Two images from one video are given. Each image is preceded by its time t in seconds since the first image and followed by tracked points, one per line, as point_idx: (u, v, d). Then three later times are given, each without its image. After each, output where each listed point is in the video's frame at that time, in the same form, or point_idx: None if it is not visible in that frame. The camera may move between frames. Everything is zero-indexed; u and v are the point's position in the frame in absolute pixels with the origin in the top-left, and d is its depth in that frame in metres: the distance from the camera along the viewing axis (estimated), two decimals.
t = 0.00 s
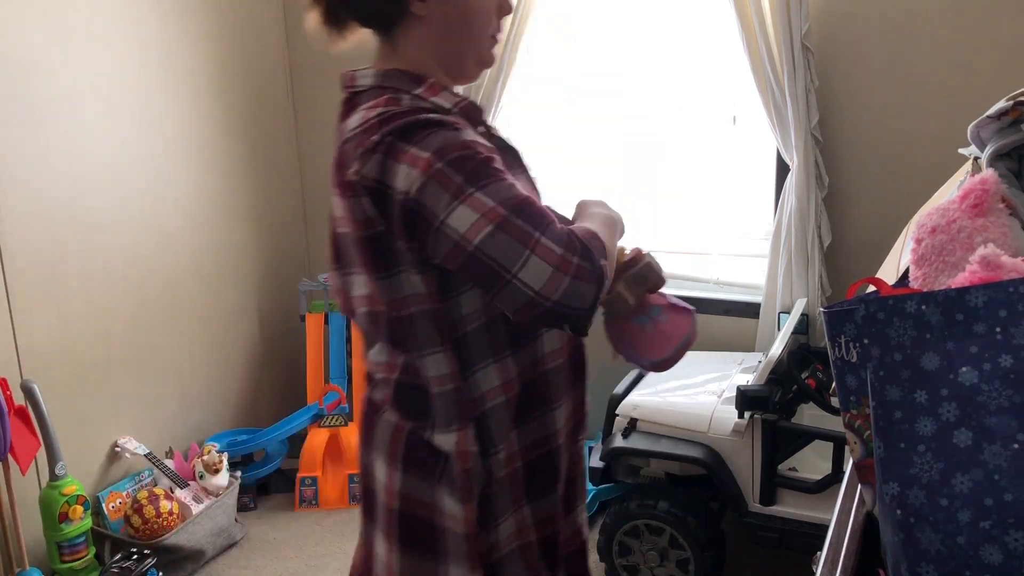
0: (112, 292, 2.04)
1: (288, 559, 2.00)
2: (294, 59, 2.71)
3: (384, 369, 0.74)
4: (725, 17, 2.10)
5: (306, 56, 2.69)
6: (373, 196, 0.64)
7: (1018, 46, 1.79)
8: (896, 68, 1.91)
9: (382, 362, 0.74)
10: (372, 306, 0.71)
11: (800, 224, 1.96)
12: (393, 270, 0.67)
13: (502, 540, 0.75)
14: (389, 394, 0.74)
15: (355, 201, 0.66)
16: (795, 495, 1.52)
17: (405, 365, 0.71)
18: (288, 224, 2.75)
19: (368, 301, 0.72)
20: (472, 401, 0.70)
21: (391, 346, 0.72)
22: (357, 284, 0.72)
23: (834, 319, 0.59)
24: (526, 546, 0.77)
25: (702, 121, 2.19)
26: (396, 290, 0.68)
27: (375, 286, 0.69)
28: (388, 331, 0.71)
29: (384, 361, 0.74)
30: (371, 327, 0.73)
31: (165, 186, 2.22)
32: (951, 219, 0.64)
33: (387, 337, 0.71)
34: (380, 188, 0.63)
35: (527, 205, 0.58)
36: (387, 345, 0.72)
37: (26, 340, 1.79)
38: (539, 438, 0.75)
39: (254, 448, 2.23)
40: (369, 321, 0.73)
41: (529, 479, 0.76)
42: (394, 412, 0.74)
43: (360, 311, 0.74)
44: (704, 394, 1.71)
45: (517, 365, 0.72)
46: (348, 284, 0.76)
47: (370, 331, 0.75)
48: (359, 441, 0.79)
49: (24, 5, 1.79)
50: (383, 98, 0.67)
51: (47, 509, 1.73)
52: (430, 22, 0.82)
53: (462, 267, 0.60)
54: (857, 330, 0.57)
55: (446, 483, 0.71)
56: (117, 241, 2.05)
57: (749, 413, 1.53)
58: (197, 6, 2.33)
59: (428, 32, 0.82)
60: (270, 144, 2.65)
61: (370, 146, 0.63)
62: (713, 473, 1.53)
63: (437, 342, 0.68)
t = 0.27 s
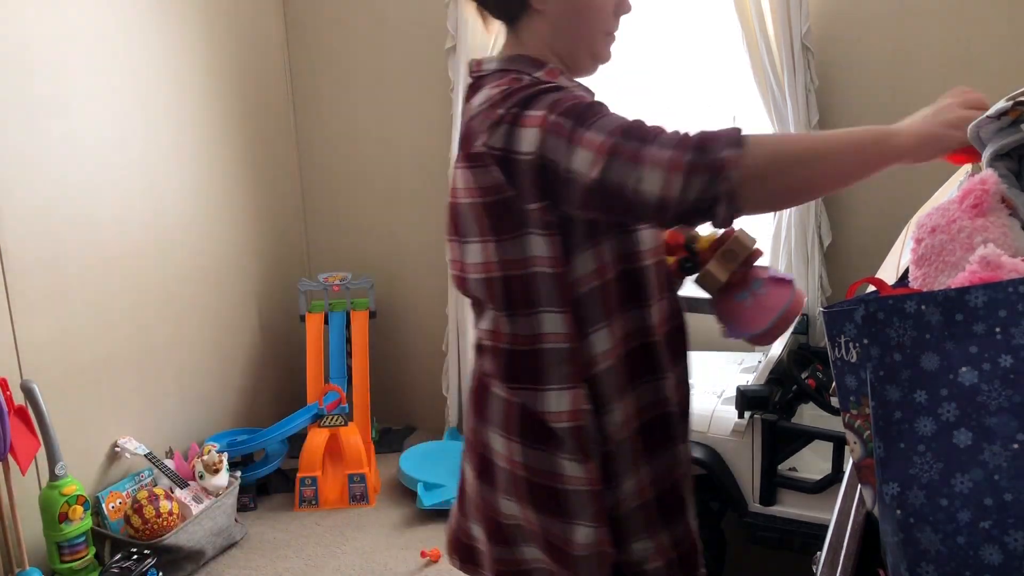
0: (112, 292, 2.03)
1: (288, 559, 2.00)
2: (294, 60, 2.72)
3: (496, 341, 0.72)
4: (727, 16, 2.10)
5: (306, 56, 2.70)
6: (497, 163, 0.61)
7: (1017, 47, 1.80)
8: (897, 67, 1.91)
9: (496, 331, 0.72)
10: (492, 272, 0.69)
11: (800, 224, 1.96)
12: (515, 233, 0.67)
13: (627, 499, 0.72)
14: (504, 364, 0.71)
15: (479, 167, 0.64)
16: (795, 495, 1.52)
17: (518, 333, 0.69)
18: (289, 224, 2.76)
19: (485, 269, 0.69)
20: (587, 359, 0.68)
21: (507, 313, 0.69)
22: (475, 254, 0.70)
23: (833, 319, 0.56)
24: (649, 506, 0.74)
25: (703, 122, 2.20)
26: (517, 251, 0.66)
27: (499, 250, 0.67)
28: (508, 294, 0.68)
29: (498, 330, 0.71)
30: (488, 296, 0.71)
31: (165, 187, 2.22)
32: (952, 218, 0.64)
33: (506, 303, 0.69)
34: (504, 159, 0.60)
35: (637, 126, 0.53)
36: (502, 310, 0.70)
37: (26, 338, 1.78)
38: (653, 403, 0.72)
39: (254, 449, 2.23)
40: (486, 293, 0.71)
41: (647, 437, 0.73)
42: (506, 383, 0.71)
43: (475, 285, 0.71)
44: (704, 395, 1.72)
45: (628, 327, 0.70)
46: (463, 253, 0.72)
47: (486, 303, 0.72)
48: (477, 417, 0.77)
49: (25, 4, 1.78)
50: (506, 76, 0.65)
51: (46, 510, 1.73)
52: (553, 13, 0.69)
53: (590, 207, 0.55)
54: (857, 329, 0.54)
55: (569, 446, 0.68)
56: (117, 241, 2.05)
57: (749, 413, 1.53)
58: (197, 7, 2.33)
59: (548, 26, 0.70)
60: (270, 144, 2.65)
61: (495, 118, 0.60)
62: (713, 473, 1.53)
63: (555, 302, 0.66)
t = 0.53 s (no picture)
0: (111, 291, 2.03)
1: (287, 559, 2.00)
2: (294, 59, 2.72)
3: (602, 340, 0.73)
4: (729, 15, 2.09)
5: (306, 56, 2.71)
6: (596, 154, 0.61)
7: (1018, 48, 1.80)
8: (896, 68, 1.91)
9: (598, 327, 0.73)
10: (595, 270, 0.70)
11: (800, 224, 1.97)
12: (613, 226, 0.68)
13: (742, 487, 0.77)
14: (614, 364, 0.73)
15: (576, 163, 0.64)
16: (795, 495, 1.52)
17: (633, 332, 0.71)
18: (289, 224, 2.76)
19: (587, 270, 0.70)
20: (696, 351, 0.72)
21: (613, 307, 0.71)
22: (573, 252, 0.70)
23: (837, 317, 0.54)
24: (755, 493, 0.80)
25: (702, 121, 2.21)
26: (616, 243, 0.69)
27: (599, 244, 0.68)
28: (617, 289, 0.70)
29: (603, 325, 0.72)
30: (588, 292, 0.72)
31: (164, 186, 2.22)
32: (956, 218, 0.62)
33: (610, 295, 0.70)
34: (604, 149, 0.60)
35: (720, 96, 0.52)
36: (607, 303, 0.71)
37: (26, 337, 1.78)
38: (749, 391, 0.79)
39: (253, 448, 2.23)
40: (587, 292, 0.72)
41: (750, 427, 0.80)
42: (624, 385, 0.74)
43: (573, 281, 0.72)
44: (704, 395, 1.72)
45: (728, 318, 0.76)
46: (554, 255, 0.72)
47: (587, 300, 0.72)
48: (577, 421, 0.79)
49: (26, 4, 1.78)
50: (590, 70, 0.66)
51: (46, 509, 1.72)
52: (647, 14, 0.70)
53: (675, 187, 0.54)
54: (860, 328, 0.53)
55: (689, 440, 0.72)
56: (117, 240, 2.05)
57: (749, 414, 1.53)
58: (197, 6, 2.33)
59: (639, 24, 0.71)
60: (270, 143, 2.65)
61: (594, 105, 0.59)
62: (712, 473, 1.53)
63: (663, 291, 0.70)
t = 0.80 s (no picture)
0: (111, 291, 2.03)
1: (287, 559, 2.00)
2: (294, 59, 2.72)
3: (581, 323, 0.74)
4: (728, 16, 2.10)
5: (306, 56, 2.71)
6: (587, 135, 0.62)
7: (1018, 49, 1.80)
8: (896, 68, 1.91)
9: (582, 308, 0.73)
10: (579, 252, 0.71)
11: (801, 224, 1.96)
12: (597, 210, 0.69)
13: (707, 482, 0.75)
14: (589, 347, 0.73)
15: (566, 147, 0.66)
16: (795, 495, 1.52)
17: (610, 314, 0.71)
18: (289, 224, 2.76)
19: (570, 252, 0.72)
20: (669, 337, 0.72)
21: (594, 289, 0.72)
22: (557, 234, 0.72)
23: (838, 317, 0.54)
24: (726, 491, 0.77)
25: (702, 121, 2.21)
26: (601, 225, 0.69)
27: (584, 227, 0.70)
28: (599, 272, 0.71)
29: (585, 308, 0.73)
30: (572, 276, 0.73)
31: (164, 186, 2.21)
32: (955, 218, 0.63)
33: (593, 278, 0.71)
34: (596, 130, 0.62)
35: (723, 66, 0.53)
36: (590, 287, 0.72)
37: (27, 338, 1.78)
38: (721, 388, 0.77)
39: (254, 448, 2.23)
40: (570, 275, 0.73)
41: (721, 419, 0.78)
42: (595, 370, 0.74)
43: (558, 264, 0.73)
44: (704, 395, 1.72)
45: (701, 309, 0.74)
46: (543, 241, 0.74)
47: (569, 285, 0.74)
48: (551, 412, 0.80)
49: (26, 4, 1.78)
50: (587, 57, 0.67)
51: (46, 509, 1.72)
52: (648, 14, 0.71)
53: (676, 154, 0.54)
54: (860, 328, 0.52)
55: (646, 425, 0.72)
56: (116, 240, 2.05)
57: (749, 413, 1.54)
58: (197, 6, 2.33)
59: (639, 24, 0.71)
60: (270, 143, 2.66)
61: (588, 89, 0.61)
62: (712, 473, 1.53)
63: (643, 274, 0.69)
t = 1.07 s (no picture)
0: (111, 291, 2.03)
1: (288, 559, 2.00)
2: (293, 59, 2.72)
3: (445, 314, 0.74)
4: (726, 16, 2.10)
5: (305, 55, 2.71)
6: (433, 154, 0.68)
7: (1018, 49, 1.80)
8: (896, 68, 1.91)
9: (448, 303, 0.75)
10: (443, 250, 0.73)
11: (800, 223, 1.96)
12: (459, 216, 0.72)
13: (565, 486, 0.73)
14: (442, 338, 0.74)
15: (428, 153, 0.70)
16: (795, 495, 1.52)
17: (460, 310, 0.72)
18: (288, 224, 2.76)
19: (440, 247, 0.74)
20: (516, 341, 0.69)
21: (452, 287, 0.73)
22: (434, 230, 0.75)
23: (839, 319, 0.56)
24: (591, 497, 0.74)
25: (702, 121, 2.20)
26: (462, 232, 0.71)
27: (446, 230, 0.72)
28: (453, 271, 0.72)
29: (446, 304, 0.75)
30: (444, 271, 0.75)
31: (163, 186, 2.21)
32: (955, 219, 0.64)
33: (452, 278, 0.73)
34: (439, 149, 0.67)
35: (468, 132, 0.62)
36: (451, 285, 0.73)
37: (27, 338, 1.78)
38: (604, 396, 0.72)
39: (255, 448, 2.23)
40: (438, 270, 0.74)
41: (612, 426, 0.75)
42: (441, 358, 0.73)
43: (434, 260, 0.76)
44: (704, 395, 1.72)
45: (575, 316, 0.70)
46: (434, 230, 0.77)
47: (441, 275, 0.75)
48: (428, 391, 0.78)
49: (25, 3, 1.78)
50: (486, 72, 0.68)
51: (47, 509, 1.72)
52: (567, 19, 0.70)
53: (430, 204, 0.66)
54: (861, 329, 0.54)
55: (526, 451, 0.71)
56: (116, 240, 2.05)
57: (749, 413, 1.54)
58: (196, 6, 2.33)
59: (557, 31, 0.71)
60: (269, 143, 2.65)
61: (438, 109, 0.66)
62: (712, 473, 1.53)
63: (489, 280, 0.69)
